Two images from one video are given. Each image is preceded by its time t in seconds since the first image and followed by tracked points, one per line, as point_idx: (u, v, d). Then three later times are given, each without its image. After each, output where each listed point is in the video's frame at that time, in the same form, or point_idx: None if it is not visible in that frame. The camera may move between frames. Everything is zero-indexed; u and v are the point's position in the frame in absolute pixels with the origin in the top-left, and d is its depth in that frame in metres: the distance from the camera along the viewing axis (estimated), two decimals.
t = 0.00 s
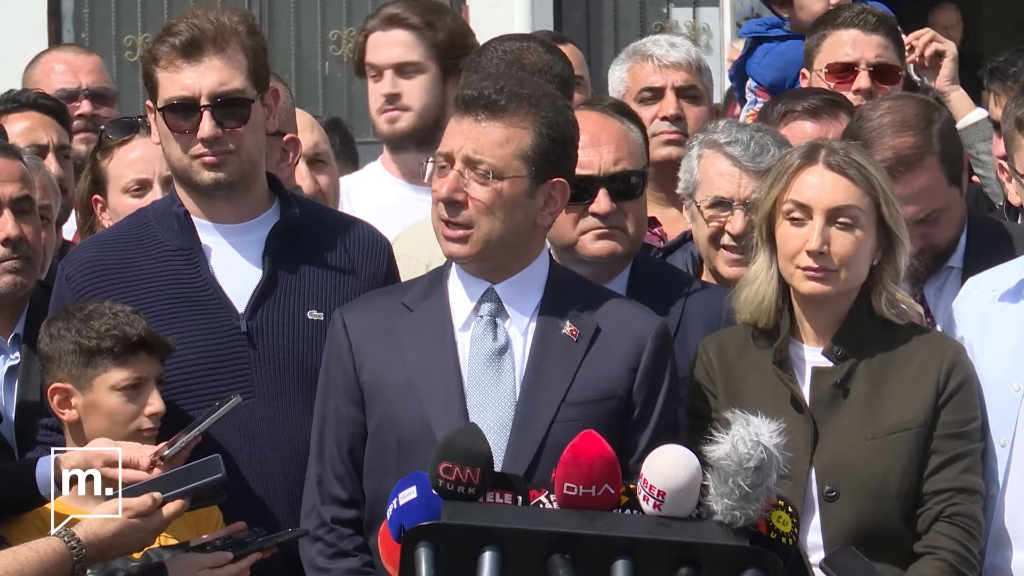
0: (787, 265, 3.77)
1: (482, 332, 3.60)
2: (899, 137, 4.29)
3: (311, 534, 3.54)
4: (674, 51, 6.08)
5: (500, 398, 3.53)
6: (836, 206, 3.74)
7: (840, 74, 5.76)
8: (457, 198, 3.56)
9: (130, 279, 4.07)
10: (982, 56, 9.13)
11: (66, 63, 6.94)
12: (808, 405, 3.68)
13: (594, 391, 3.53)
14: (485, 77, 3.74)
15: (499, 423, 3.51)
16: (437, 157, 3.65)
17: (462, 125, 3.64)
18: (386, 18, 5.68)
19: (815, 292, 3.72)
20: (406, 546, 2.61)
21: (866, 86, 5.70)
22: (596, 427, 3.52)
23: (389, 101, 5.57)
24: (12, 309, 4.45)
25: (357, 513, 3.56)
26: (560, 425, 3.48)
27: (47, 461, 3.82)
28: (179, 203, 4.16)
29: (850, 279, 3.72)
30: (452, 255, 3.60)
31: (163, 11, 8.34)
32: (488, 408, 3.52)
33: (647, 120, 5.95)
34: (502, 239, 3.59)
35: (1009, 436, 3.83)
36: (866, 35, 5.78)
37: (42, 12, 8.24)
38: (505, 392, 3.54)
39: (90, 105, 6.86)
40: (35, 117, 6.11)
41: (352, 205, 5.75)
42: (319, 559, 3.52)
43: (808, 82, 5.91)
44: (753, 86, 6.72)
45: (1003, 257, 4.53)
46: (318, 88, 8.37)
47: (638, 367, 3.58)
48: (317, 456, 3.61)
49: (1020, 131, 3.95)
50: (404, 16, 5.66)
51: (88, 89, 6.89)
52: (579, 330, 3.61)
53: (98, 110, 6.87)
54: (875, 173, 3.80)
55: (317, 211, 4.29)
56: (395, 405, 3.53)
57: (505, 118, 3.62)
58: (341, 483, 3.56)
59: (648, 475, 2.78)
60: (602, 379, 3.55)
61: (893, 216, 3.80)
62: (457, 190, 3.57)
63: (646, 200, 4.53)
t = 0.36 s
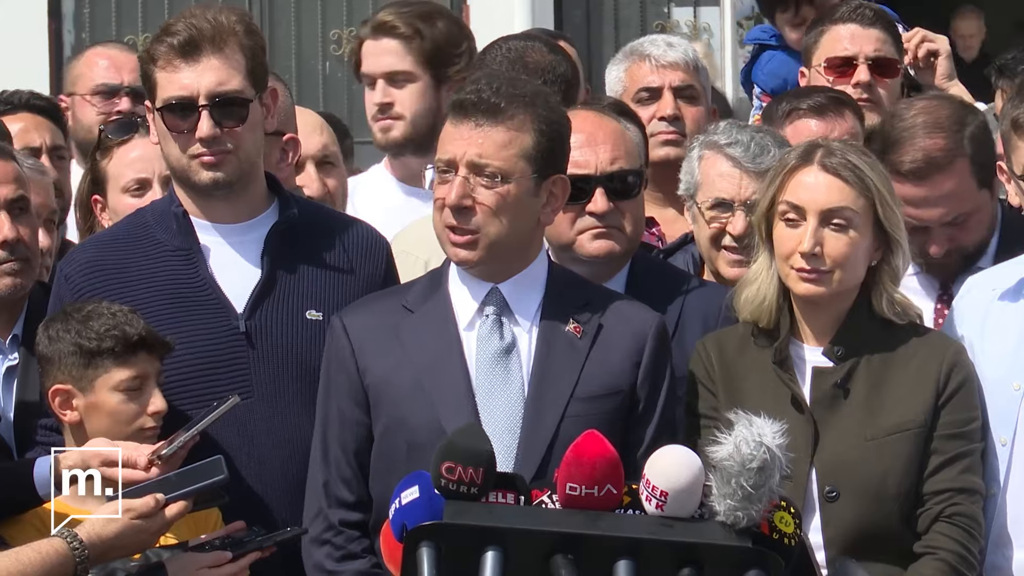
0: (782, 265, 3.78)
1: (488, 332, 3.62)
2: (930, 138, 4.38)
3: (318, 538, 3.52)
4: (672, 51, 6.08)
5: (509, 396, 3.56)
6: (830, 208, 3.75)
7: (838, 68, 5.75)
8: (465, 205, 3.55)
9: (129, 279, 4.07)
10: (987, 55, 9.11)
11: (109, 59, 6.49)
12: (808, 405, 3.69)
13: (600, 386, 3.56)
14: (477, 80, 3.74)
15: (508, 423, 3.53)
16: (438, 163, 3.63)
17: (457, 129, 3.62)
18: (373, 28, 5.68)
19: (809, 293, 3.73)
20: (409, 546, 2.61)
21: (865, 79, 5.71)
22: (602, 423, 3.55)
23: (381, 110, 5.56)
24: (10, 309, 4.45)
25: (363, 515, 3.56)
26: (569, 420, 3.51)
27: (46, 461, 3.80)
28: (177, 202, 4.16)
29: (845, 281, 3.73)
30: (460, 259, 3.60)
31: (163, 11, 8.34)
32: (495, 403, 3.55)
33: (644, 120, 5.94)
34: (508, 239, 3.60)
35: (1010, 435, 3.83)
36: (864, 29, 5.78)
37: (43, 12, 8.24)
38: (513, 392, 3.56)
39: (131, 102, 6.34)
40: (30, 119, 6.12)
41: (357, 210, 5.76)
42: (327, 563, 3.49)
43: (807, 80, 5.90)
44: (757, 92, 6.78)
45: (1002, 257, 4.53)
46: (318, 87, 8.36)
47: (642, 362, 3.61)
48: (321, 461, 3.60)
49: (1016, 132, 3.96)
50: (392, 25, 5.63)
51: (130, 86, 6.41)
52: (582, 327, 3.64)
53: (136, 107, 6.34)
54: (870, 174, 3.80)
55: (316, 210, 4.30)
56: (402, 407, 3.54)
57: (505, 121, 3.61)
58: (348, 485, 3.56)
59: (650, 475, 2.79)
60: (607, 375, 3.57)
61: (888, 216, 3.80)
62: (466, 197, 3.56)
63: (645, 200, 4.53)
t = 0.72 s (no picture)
0: (774, 267, 3.78)
1: (491, 331, 3.63)
2: (941, 143, 4.40)
3: (326, 538, 3.48)
4: (664, 51, 6.09)
5: (515, 393, 3.57)
6: (820, 209, 3.75)
7: (854, 69, 5.77)
8: (474, 199, 3.56)
9: (123, 280, 4.06)
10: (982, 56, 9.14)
11: (117, 61, 6.46)
12: (803, 405, 3.69)
13: (606, 378, 3.60)
14: (482, 80, 3.77)
15: (515, 420, 3.54)
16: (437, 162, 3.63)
17: (461, 126, 3.64)
18: (405, 21, 5.77)
19: (802, 295, 3.74)
20: (405, 546, 2.62)
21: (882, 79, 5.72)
22: (606, 418, 3.58)
23: (407, 100, 5.58)
24: (5, 310, 4.45)
25: (368, 515, 3.54)
26: (575, 416, 3.53)
27: (39, 464, 3.82)
28: (173, 203, 4.17)
29: (837, 282, 3.73)
30: (466, 254, 3.60)
31: (159, 13, 8.34)
32: (502, 403, 3.55)
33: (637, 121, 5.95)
34: (513, 236, 3.61)
35: (1004, 436, 3.83)
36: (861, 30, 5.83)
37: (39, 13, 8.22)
38: (519, 388, 3.57)
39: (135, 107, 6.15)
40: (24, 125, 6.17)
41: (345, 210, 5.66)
42: (333, 563, 3.44)
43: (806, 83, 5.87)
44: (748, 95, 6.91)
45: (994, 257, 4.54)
46: (315, 89, 8.37)
47: (642, 359, 3.66)
48: (326, 461, 3.58)
49: (1007, 134, 3.98)
50: (422, 19, 5.76)
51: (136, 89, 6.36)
52: (583, 325, 3.67)
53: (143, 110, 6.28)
54: (860, 174, 3.81)
55: (311, 211, 4.30)
56: (406, 406, 3.53)
57: (510, 117, 3.65)
58: (352, 485, 3.53)
59: (647, 475, 2.79)
60: (610, 371, 3.61)
61: (880, 215, 3.80)
62: (474, 191, 3.57)
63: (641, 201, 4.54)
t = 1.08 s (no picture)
0: (772, 267, 3.78)
1: (494, 330, 3.62)
2: (926, 145, 4.39)
3: (331, 539, 3.45)
4: (657, 52, 6.11)
5: (520, 391, 3.56)
6: (818, 209, 3.75)
7: (859, 70, 5.74)
8: (487, 196, 3.55)
9: (120, 280, 4.06)
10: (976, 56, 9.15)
11: (108, 65, 6.45)
12: (802, 403, 3.68)
13: (607, 375, 3.61)
14: (485, 78, 3.77)
15: (519, 419, 3.53)
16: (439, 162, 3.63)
17: (472, 124, 3.61)
18: (405, 23, 5.78)
19: (799, 295, 3.74)
20: (400, 546, 2.61)
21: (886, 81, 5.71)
22: (609, 416, 3.58)
23: (407, 100, 5.57)
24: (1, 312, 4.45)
25: (372, 515, 3.52)
26: (579, 414, 3.54)
27: (36, 465, 3.83)
28: (170, 204, 4.17)
29: (834, 281, 3.73)
30: (480, 251, 3.59)
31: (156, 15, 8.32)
32: (507, 404, 3.54)
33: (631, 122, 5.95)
34: (520, 233, 3.61)
35: (1001, 435, 3.82)
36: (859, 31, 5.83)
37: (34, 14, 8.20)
38: (523, 385, 3.57)
39: (130, 110, 6.18)
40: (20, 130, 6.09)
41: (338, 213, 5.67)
42: (339, 563, 3.42)
43: (805, 88, 5.84)
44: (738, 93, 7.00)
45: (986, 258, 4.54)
46: (311, 90, 8.37)
47: (641, 355, 3.67)
48: (329, 463, 3.57)
49: (1000, 133, 3.98)
50: (421, 22, 5.77)
51: (127, 93, 6.37)
52: (583, 322, 3.68)
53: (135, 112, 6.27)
54: (857, 174, 3.80)
55: (307, 211, 4.30)
56: (410, 406, 3.52)
57: (514, 115, 3.64)
58: (356, 486, 3.52)
59: (642, 475, 2.78)
60: (611, 368, 3.62)
61: (877, 216, 3.80)
62: (487, 188, 3.56)
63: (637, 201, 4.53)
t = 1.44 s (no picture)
0: (775, 265, 3.79)
1: (497, 330, 3.61)
2: (916, 139, 4.37)
3: (332, 543, 3.47)
4: (653, 52, 6.11)
5: (522, 392, 3.56)
6: (822, 207, 3.75)
7: (853, 70, 5.75)
8: (530, 184, 3.56)
9: (119, 279, 4.06)
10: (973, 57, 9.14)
11: (101, 64, 6.44)
12: (805, 401, 3.68)
13: (607, 374, 3.61)
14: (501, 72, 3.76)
15: (522, 419, 3.54)
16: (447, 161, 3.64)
17: (508, 114, 3.61)
18: (407, 22, 5.79)
19: (802, 293, 3.74)
20: (398, 545, 2.61)
21: (877, 82, 5.70)
22: (610, 415, 3.59)
23: (413, 95, 5.59)
24: None
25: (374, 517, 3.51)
26: (581, 413, 3.54)
27: (36, 463, 3.82)
28: (169, 202, 4.16)
29: (838, 280, 3.73)
30: (516, 239, 3.57)
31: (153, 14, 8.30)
32: (509, 399, 3.55)
33: (627, 121, 5.96)
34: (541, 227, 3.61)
35: (1000, 434, 3.82)
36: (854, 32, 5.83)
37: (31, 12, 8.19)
38: (525, 384, 3.58)
39: (126, 110, 6.24)
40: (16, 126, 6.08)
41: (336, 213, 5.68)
42: (341, 567, 3.43)
43: (801, 88, 5.87)
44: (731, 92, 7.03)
45: (981, 257, 4.54)
46: (308, 88, 8.36)
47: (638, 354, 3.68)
48: (330, 466, 3.57)
49: (998, 133, 3.98)
50: (422, 21, 5.81)
51: (123, 92, 6.37)
52: (582, 320, 3.68)
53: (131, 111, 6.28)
54: (862, 173, 3.80)
55: (306, 210, 4.29)
56: (413, 407, 3.52)
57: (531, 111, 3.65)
58: (359, 489, 3.52)
59: (640, 474, 2.78)
60: (611, 367, 3.62)
61: (881, 215, 3.80)
62: (529, 176, 3.56)
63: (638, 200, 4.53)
